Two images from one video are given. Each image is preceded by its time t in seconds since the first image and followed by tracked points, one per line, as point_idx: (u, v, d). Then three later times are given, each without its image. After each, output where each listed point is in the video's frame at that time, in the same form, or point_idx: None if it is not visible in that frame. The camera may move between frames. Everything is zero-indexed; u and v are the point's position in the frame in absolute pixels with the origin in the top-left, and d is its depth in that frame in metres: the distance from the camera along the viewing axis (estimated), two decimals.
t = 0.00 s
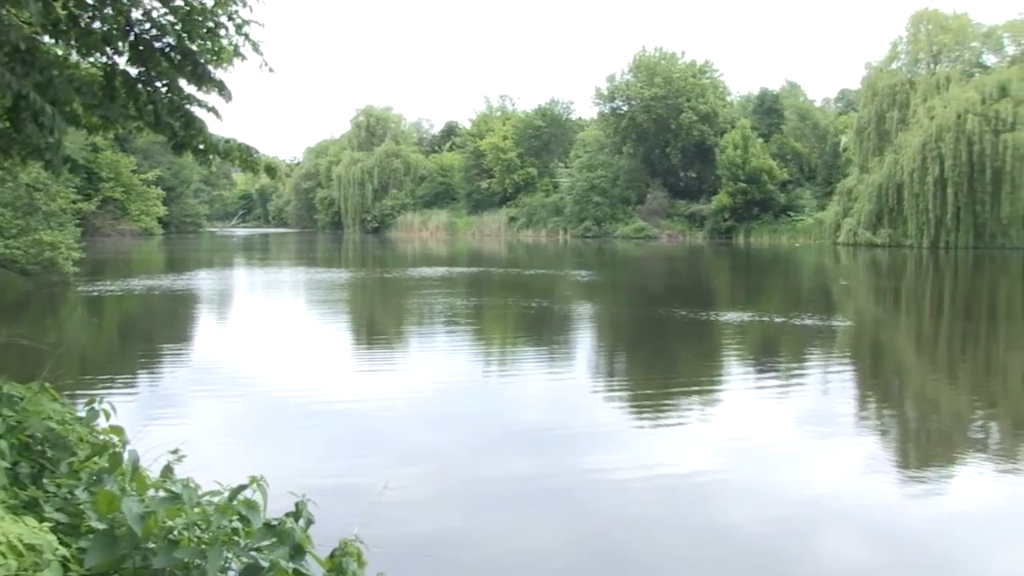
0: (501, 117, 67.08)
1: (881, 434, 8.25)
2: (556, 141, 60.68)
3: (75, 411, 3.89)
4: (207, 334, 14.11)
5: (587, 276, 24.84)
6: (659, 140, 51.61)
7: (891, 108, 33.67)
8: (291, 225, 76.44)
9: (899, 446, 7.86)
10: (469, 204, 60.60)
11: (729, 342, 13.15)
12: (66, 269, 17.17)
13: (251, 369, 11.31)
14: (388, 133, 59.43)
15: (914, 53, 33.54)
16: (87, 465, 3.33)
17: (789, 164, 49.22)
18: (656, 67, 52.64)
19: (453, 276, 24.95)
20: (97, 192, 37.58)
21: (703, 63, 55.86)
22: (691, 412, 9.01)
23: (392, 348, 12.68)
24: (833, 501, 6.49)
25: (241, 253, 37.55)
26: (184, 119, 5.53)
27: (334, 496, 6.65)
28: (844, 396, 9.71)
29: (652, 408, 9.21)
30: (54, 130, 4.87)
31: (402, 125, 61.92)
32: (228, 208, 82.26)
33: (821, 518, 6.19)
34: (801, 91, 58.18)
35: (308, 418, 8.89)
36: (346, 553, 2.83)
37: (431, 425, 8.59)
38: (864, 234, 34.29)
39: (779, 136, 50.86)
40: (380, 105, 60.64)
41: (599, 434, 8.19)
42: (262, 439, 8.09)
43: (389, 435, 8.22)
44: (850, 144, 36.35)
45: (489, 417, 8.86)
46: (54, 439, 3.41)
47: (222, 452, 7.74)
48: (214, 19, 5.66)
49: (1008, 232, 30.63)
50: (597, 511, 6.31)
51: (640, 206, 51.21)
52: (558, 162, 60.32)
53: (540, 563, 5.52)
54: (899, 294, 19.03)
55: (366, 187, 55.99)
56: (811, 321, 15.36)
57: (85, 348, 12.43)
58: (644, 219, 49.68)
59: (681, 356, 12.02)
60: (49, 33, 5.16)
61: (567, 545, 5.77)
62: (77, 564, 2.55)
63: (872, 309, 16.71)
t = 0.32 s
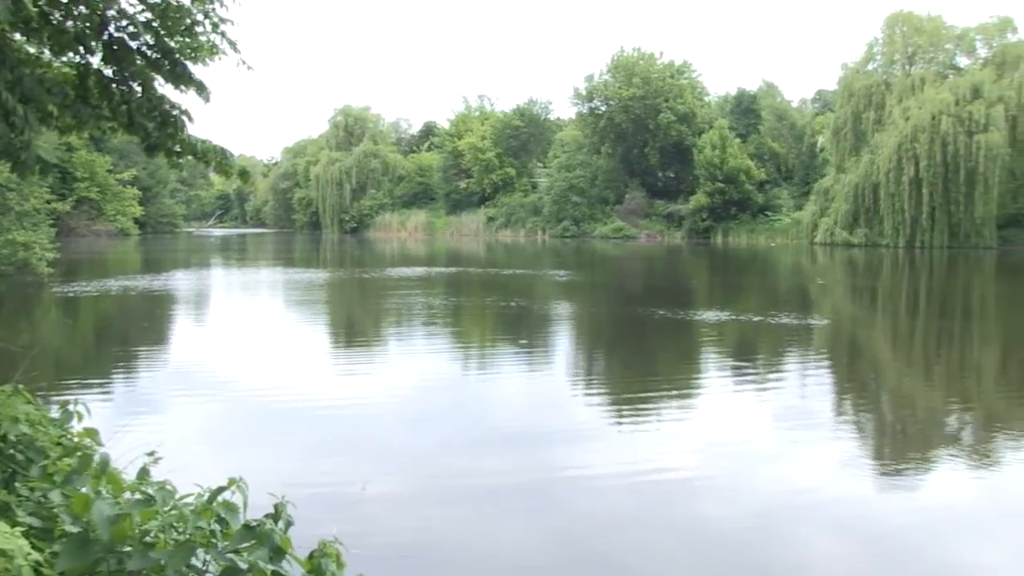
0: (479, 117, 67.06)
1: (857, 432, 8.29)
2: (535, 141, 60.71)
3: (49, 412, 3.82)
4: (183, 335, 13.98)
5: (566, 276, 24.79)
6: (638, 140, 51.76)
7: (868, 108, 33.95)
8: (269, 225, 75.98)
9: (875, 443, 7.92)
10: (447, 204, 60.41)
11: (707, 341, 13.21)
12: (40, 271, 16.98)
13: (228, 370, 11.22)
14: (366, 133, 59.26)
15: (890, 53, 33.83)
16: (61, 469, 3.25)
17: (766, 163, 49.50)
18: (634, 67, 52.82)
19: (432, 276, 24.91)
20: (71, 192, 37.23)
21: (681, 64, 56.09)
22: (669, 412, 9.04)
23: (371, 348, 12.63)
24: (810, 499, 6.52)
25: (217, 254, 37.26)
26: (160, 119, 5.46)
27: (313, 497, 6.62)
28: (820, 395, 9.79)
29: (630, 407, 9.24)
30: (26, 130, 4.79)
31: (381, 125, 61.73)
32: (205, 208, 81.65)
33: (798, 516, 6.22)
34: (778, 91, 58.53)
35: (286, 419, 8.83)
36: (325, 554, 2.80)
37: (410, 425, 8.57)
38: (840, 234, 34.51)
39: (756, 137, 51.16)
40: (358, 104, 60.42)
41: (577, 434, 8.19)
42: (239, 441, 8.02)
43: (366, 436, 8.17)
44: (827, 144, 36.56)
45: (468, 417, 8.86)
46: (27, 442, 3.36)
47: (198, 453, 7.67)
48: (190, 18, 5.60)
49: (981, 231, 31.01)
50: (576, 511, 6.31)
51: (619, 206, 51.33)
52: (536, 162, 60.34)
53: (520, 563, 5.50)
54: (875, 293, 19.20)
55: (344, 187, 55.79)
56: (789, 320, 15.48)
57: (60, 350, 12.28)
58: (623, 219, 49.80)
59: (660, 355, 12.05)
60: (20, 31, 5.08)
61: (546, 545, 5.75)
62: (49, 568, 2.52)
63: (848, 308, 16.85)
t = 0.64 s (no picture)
0: (460, 117, 67.01)
1: (837, 431, 8.35)
2: (515, 141, 60.75)
3: (22, 417, 3.72)
4: (163, 336, 13.87)
5: (547, 276, 24.77)
6: (618, 140, 51.95)
7: (846, 109, 34.23)
8: (248, 225, 75.52)
9: (854, 441, 7.99)
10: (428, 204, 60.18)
11: (688, 340, 13.28)
12: (16, 272, 16.79)
13: (207, 371, 11.16)
14: (346, 133, 59.12)
15: (868, 54, 34.30)
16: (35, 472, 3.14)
17: (746, 163, 49.77)
18: (614, 67, 53.02)
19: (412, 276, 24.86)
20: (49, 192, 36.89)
21: (661, 64, 56.35)
22: (650, 411, 9.08)
23: (352, 349, 12.61)
24: (791, 497, 6.57)
25: (197, 254, 36.97)
26: (139, 117, 5.43)
27: (293, 498, 6.59)
28: (801, 394, 9.86)
29: (611, 406, 9.28)
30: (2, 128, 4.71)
31: (361, 125, 61.56)
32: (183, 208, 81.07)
33: (779, 514, 6.27)
34: (757, 92, 58.93)
35: (266, 420, 8.76)
36: (306, 555, 2.78)
37: (391, 425, 8.56)
38: (819, 233, 34.73)
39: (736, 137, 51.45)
40: (338, 104, 60.27)
41: (558, 434, 8.21)
42: (219, 442, 7.98)
43: (347, 437, 8.15)
44: (806, 145, 36.82)
45: (449, 417, 8.86)
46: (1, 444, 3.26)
47: (177, 455, 7.63)
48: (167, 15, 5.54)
49: (958, 231, 31.33)
50: (558, 510, 6.33)
51: (599, 205, 51.42)
52: (516, 162, 60.37)
53: (502, 563, 5.50)
54: (854, 292, 19.36)
55: (324, 187, 55.60)
56: (769, 319, 15.60)
57: (37, 352, 12.16)
58: (603, 219, 49.88)
59: (641, 355, 12.09)
60: None
61: (528, 544, 5.76)
62: (22, 571, 2.48)
63: (827, 307, 17.02)
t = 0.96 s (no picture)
0: (437, 117, 66.92)
1: (813, 429, 8.41)
2: (492, 141, 60.81)
3: None
4: (138, 337, 13.73)
5: (525, 276, 24.73)
6: (595, 140, 52.14)
7: (821, 109, 34.55)
8: (224, 225, 74.98)
9: (830, 439, 8.06)
10: (405, 204, 59.90)
11: (666, 339, 13.34)
12: None
13: (182, 372, 11.06)
14: (323, 133, 58.94)
15: (843, 55, 34.77)
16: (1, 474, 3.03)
17: (722, 163, 50.09)
18: (591, 67, 53.19)
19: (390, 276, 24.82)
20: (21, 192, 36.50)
21: (638, 64, 56.60)
22: (628, 410, 9.10)
23: (329, 349, 12.53)
24: (767, 496, 6.61)
25: (173, 254, 36.69)
26: (115, 115, 5.49)
27: (269, 500, 6.53)
28: (778, 392, 9.93)
29: (589, 406, 9.29)
30: None
31: (338, 125, 61.31)
32: (158, 208, 80.39)
33: (755, 513, 6.30)
34: (734, 92, 59.34)
35: (241, 422, 8.69)
36: (283, 556, 2.75)
37: (370, 425, 8.52)
38: (795, 233, 34.97)
39: (713, 137, 51.78)
40: (315, 104, 60.07)
41: (537, 433, 8.21)
42: (194, 444, 7.92)
43: (324, 438, 8.11)
44: (782, 145, 37.09)
45: (427, 417, 8.83)
46: None
47: (152, 457, 7.55)
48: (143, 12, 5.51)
49: (932, 231, 31.66)
50: (536, 509, 6.33)
51: (576, 205, 51.50)
52: (494, 162, 60.41)
53: (480, 562, 5.50)
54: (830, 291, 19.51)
55: (300, 187, 55.34)
56: (744, 317, 15.73)
57: (10, 354, 12.02)
58: (581, 219, 49.98)
59: (619, 354, 12.12)
60: None
61: (506, 543, 5.76)
62: None
63: (803, 305, 17.23)
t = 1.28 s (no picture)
0: (412, 116, 66.72)
1: (787, 428, 8.47)
2: (467, 141, 60.89)
3: None
4: (109, 339, 13.56)
5: (500, 276, 24.71)
6: (570, 140, 52.29)
7: (795, 110, 34.84)
8: (197, 226, 74.37)
9: (804, 438, 8.12)
10: (380, 204, 59.70)
11: (640, 339, 13.38)
12: None
13: (155, 374, 10.94)
14: (297, 133, 58.63)
15: (817, 57, 35.31)
16: None
17: (697, 163, 50.43)
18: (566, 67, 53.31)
19: (364, 276, 24.77)
20: None
21: (613, 65, 56.79)
22: (603, 410, 9.11)
23: (303, 350, 12.46)
24: (741, 494, 6.65)
25: (145, 254, 36.32)
26: (88, 113, 5.48)
27: (244, 503, 6.47)
28: (753, 391, 9.99)
29: (564, 406, 9.30)
30: None
31: (312, 124, 60.99)
32: (131, 209, 79.60)
33: (729, 511, 6.33)
34: (708, 92, 59.72)
35: (215, 424, 8.59)
36: (256, 558, 2.73)
37: (344, 427, 8.47)
38: (769, 232, 35.21)
39: (688, 137, 52.07)
40: (289, 103, 59.74)
41: (512, 434, 8.19)
42: (167, 447, 7.83)
43: (298, 440, 8.04)
44: (756, 145, 37.35)
45: (401, 418, 8.80)
46: None
47: (124, 460, 7.46)
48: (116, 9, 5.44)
49: (904, 231, 32.15)
50: (511, 509, 6.32)
51: (551, 205, 51.54)
52: (469, 162, 60.38)
53: (455, 563, 5.49)
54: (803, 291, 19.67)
55: (275, 187, 54.96)
56: (719, 316, 15.84)
57: None
58: (556, 219, 50.02)
59: (594, 354, 12.14)
60: None
61: (481, 543, 5.75)
62: None
63: (777, 304, 17.40)
